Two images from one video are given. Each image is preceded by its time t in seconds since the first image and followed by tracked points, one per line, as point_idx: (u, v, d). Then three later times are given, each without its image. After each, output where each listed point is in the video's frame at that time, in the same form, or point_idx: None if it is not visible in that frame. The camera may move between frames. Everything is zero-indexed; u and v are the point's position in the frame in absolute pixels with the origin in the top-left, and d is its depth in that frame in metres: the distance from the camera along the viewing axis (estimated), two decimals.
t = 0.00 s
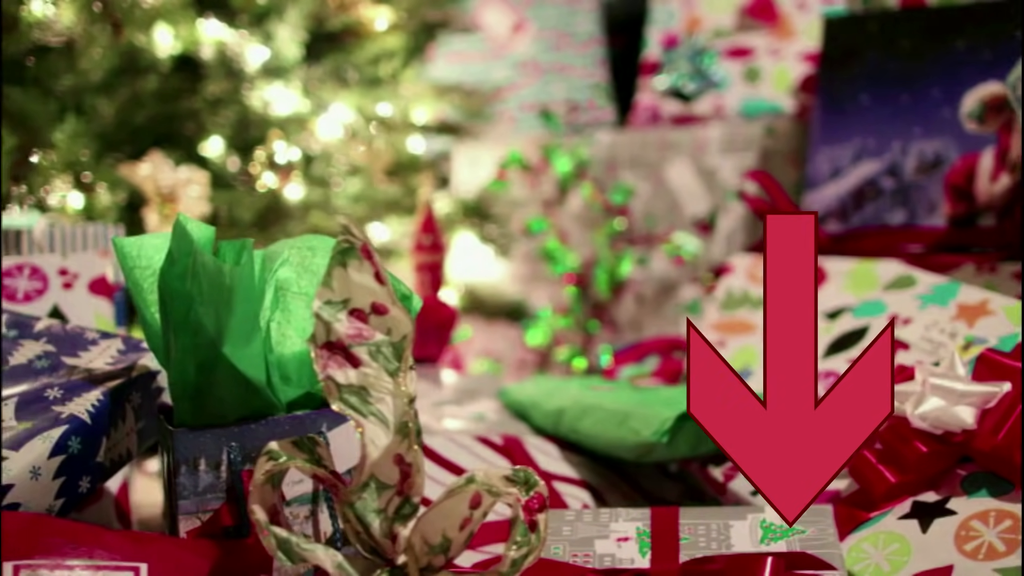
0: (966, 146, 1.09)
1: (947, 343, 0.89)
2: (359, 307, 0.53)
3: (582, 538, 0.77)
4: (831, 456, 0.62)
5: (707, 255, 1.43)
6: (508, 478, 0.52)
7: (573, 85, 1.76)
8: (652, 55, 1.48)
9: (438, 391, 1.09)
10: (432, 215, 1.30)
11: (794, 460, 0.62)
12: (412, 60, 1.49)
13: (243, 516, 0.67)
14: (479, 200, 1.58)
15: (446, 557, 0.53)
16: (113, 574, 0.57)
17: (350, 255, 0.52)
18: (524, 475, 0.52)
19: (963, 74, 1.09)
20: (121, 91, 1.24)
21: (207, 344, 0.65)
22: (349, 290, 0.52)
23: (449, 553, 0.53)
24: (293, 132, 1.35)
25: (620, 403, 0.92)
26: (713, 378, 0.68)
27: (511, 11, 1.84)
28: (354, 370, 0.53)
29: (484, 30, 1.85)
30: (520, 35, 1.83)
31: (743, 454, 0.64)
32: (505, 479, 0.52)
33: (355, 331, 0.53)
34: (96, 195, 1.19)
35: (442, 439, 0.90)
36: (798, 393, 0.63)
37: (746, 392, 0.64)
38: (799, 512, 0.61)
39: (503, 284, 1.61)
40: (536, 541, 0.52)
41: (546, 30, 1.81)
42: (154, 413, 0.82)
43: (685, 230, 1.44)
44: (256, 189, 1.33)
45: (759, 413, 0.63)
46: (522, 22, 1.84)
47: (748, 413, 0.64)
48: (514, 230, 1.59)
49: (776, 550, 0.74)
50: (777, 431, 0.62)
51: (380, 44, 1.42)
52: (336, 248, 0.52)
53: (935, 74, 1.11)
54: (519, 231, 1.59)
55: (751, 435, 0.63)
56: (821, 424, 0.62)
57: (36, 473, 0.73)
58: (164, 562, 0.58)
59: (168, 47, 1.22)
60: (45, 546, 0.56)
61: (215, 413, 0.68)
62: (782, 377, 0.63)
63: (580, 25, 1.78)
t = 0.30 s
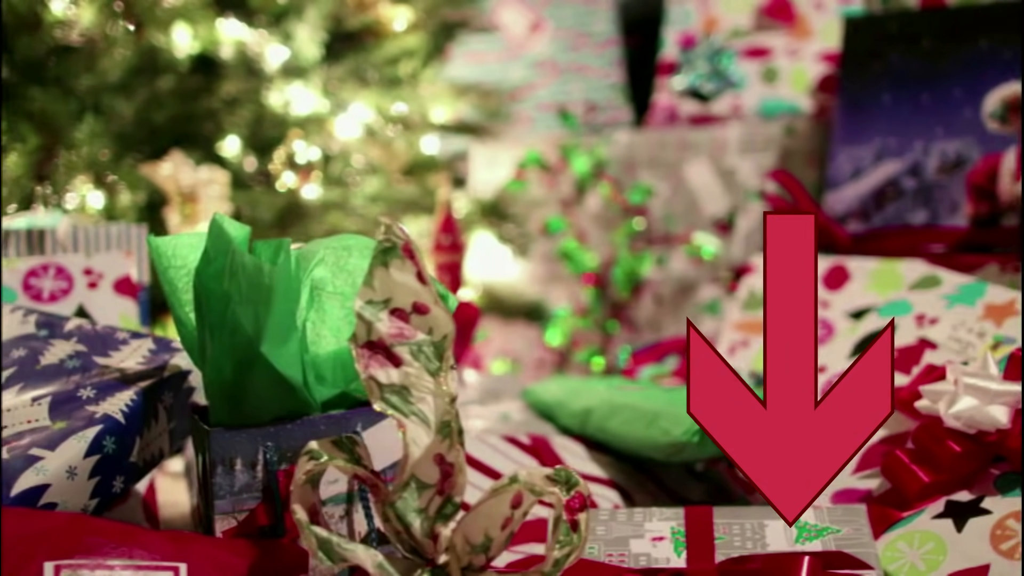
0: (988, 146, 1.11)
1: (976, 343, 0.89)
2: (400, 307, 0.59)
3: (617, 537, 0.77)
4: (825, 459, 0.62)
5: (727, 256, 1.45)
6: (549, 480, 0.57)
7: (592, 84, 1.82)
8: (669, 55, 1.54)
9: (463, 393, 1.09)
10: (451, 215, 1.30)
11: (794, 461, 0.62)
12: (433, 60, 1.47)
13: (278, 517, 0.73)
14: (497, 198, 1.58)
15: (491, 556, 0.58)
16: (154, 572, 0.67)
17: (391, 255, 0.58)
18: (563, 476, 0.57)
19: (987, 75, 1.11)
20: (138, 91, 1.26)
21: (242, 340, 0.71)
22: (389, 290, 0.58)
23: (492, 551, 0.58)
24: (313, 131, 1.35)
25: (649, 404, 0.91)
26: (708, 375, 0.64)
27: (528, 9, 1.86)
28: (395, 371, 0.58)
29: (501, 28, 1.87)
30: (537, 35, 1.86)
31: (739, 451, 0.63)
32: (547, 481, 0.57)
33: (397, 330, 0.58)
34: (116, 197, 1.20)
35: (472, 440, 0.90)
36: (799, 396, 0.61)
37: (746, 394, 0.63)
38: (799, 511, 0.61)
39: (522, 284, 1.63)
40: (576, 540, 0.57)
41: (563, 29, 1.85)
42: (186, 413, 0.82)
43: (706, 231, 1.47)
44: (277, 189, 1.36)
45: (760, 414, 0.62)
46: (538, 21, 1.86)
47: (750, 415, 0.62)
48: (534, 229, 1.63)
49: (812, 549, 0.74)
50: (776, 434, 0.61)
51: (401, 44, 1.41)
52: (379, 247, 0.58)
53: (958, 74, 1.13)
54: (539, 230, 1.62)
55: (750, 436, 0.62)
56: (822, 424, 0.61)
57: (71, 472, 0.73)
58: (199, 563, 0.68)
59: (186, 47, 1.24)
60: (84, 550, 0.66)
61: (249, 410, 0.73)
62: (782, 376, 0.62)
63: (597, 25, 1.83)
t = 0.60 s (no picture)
0: (1013, 146, 1.14)
1: (1009, 342, 0.89)
2: (447, 307, 0.58)
3: (656, 537, 0.77)
4: (823, 455, 0.62)
5: (749, 256, 1.51)
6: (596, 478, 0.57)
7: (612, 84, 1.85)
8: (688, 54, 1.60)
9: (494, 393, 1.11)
10: (473, 213, 1.31)
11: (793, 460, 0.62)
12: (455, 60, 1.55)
13: (319, 517, 0.73)
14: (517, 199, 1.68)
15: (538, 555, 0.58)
16: (200, 572, 0.66)
17: (438, 254, 0.58)
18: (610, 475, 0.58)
19: (1011, 76, 1.15)
20: (160, 90, 1.27)
21: (286, 340, 0.71)
22: (437, 290, 0.58)
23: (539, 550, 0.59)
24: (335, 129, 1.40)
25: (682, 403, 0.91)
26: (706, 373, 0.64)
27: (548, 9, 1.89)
28: (443, 370, 0.58)
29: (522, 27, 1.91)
30: (558, 35, 1.89)
31: (741, 452, 0.62)
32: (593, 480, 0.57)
33: (444, 329, 0.58)
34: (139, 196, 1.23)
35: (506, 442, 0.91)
36: (798, 395, 0.60)
37: (745, 392, 0.62)
38: (799, 511, 0.62)
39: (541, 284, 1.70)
40: (623, 538, 0.57)
41: (583, 29, 1.88)
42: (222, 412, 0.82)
43: (729, 232, 1.53)
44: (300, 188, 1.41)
45: (760, 414, 0.61)
46: (559, 20, 1.90)
47: (750, 414, 0.62)
48: (557, 229, 1.69)
49: (853, 549, 0.74)
50: (774, 433, 0.61)
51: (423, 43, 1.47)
52: (427, 247, 0.58)
53: (982, 75, 1.17)
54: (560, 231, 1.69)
55: (749, 435, 0.62)
56: (821, 424, 0.61)
57: (113, 471, 0.73)
58: (245, 563, 0.67)
59: (209, 46, 1.25)
60: (131, 549, 0.65)
61: (291, 410, 0.73)
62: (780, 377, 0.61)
63: (616, 25, 1.86)
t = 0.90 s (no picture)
0: None
1: None
2: (485, 306, 0.61)
3: (688, 537, 0.77)
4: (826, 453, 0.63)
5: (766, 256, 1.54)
6: (634, 477, 0.59)
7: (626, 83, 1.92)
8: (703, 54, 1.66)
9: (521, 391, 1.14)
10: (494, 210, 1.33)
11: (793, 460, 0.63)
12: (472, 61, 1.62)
13: (351, 515, 0.73)
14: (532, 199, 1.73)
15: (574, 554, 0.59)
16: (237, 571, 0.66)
17: (477, 254, 0.61)
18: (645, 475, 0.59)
19: None
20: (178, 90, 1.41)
21: (319, 338, 0.71)
22: (473, 290, 0.61)
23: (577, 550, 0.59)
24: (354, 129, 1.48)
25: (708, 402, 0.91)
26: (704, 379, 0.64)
27: (564, 10, 1.96)
28: (481, 369, 0.61)
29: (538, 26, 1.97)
30: (571, 34, 1.97)
31: (740, 452, 0.63)
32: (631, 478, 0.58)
33: (482, 328, 0.61)
34: (159, 196, 1.30)
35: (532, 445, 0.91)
36: (797, 396, 0.63)
37: (747, 393, 0.63)
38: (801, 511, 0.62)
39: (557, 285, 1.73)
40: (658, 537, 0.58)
41: (598, 29, 1.94)
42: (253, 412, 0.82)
43: (746, 231, 1.56)
44: (316, 187, 1.48)
45: (759, 414, 0.63)
46: (572, 20, 1.96)
47: (750, 414, 0.63)
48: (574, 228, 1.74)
49: (885, 548, 0.74)
50: (778, 433, 0.62)
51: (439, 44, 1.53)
52: (466, 247, 0.61)
53: (999, 76, 1.22)
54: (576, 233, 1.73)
55: (750, 435, 0.63)
56: (820, 423, 0.63)
57: (146, 471, 0.73)
58: (281, 562, 0.67)
59: (225, 45, 1.29)
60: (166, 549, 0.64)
61: (324, 409, 0.73)
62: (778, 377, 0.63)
63: (631, 25, 1.92)
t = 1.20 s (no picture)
0: None
1: None
2: (526, 305, 0.60)
3: (723, 536, 0.77)
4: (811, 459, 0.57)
5: (786, 256, 1.57)
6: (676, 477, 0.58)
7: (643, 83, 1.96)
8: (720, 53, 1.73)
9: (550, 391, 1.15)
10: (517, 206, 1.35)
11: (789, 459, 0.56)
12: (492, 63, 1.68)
13: (388, 514, 0.72)
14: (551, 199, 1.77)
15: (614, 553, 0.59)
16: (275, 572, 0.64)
17: (519, 253, 0.61)
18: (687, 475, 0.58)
19: None
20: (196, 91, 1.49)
21: (357, 338, 0.70)
22: (516, 289, 0.60)
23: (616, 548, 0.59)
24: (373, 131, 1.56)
25: (737, 403, 0.92)
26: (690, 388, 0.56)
27: (580, 10, 2.04)
28: (524, 368, 0.60)
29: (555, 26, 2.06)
30: (589, 33, 2.04)
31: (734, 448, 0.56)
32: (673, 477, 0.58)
33: (525, 328, 0.60)
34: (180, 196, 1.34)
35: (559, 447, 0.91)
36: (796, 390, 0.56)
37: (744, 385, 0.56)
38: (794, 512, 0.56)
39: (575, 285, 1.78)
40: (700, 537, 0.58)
41: (614, 28, 2.01)
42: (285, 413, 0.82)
43: (766, 231, 1.58)
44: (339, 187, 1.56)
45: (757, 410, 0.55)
46: (590, 20, 2.04)
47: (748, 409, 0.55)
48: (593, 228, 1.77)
49: (920, 547, 0.74)
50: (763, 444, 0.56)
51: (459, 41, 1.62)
52: (508, 247, 0.61)
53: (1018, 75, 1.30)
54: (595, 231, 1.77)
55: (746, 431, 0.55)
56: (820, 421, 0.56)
57: (182, 471, 0.72)
58: (320, 562, 0.66)
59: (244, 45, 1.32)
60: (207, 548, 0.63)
61: (361, 409, 0.73)
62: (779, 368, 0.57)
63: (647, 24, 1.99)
